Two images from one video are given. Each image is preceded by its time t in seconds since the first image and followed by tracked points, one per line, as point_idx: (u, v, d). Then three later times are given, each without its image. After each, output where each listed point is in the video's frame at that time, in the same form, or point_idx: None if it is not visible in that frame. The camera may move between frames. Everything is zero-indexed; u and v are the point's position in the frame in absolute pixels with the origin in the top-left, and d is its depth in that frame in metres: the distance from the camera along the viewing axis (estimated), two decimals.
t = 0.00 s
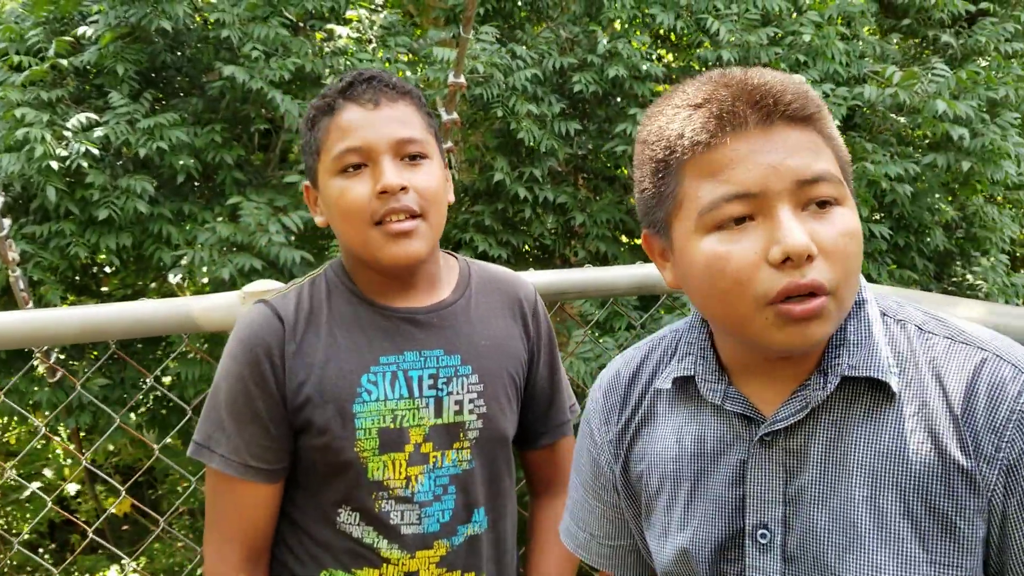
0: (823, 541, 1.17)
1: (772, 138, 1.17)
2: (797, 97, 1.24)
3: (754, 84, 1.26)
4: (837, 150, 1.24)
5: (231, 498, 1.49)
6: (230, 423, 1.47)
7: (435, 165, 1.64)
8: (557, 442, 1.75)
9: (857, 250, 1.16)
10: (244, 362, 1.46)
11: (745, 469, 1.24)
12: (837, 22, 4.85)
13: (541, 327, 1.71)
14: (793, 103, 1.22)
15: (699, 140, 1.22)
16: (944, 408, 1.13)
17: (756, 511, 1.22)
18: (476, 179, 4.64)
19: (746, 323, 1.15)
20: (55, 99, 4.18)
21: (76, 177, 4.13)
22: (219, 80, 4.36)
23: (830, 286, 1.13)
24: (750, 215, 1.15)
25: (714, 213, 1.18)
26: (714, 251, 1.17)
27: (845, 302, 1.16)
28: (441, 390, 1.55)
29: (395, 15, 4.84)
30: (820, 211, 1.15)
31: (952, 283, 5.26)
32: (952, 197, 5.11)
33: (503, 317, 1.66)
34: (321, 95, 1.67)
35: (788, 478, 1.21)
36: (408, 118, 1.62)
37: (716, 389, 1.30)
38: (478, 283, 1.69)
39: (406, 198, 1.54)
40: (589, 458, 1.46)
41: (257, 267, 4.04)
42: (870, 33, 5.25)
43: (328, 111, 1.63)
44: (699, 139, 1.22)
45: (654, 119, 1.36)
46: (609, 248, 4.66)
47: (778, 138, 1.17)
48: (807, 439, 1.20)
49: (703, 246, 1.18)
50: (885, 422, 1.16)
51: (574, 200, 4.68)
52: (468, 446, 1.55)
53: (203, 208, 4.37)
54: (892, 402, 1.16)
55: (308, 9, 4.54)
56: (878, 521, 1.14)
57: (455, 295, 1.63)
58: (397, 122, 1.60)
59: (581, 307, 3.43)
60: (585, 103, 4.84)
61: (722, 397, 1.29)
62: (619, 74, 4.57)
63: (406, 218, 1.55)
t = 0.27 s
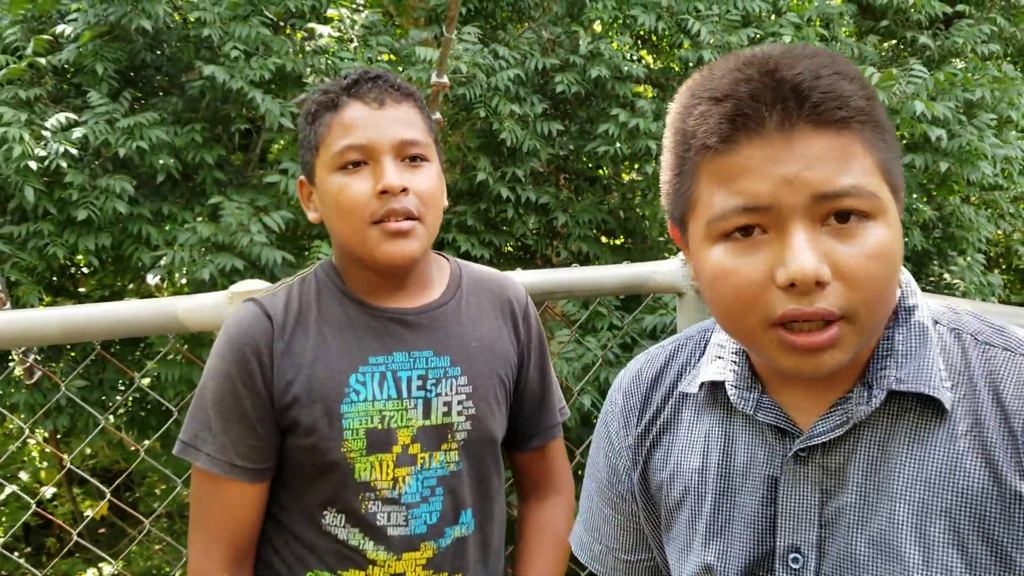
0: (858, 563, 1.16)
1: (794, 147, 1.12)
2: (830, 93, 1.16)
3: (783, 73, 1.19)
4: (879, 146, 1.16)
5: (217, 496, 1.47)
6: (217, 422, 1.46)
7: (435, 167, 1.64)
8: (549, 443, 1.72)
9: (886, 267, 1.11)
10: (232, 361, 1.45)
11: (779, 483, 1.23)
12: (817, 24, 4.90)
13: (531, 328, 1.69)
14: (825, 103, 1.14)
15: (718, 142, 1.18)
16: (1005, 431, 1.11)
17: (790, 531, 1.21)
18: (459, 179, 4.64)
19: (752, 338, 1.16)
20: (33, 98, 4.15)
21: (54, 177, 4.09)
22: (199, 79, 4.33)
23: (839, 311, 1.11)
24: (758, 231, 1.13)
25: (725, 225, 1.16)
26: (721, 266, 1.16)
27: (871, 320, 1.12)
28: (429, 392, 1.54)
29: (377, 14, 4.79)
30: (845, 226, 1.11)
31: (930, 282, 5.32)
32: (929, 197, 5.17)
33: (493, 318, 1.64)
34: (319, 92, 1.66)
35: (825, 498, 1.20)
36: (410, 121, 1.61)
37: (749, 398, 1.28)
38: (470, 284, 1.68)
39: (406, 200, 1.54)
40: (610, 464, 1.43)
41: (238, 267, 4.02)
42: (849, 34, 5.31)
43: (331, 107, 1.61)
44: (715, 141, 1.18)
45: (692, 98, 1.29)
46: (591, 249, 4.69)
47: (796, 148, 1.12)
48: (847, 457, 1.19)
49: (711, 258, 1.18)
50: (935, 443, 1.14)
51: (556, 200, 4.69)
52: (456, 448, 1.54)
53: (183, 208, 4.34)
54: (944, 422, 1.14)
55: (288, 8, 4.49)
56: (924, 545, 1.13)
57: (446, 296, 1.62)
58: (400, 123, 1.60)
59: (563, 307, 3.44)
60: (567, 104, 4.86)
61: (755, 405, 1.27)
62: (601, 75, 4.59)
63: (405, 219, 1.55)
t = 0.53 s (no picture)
0: None
1: (984, 132, 1.10)
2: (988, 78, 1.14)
3: (940, 53, 1.15)
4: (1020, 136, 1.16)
5: (209, 502, 1.46)
6: (210, 428, 1.45)
7: (440, 171, 1.62)
8: (546, 446, 1.71)
9: None
10: (225, 367, 1.44)
11: (874, 512, 1.24)
12: (813, 25, 4.93)
13: (528, 330, 1.68)
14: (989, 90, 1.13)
15: (896, 124, 1.12)
16: None
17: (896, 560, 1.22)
18: (456, 180, 4.65)
19: (945, 346, 1.08)
20: (30, 99, 4.15)
21: (52, 178, 4.10)
22: (196, 81, 4.34)
23: None
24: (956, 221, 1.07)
25: (907, 216, 1.09)
26: (906, 262, 1.08)
27: None
28: (425, 396, 1.53)
29: (374, 15, 4.77)
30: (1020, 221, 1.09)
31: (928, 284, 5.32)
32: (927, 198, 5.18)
33: (489, 321, 1.63)
34: (325, 92, 1.65)
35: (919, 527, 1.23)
36: (416, 120, 1.59)
37: (830, 426, 1.28)
38: (467, 286, 1.66)
39: (412, 200, 1.51)
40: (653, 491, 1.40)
41: (235, 268, 4.02)
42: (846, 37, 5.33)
43: (338, 103, 1.60)
44: (893, 118, 1.12)
45: (791, 82, 1.24)
46: (588, 250, 4.69)
47: (989, 133, 1.10)
48: (944, 483, 1.23)
49: (887, 254, 1.10)
50: None
51: (553, 202, 4.70)
52: (452, 452, 1.53)
53: (180, 209, 4.34)
54: None
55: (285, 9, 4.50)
56: None
57: (443, 299, 1.61)
58: (409, 123, 1.57)
59: (561, 308, 3.45)
60: (564, 105, 4.87)
61: (836, 432, 1.27)
62: (598, 76, 4.59)
63: (410, 219, 1.51)
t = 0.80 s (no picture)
0: None
1: None
2: None
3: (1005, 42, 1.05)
4: None
5: (191, 516, 1.43)
6: (188, 437, 1.42)
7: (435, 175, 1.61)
8: (529, 443, 1.71)
9: None
10: (202, 377, 1.41)
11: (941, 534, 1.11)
12: (799, 25, 4.95)
13: (509, 327, 1.67)
14: None
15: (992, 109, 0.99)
16: None
17: None
18: (444, 180, 4.65)
19: None
20: (15, 98, 4.12)
21: (37, 178, 4.07)
22: (182, 80, 4.31)
23: None
24: None
25: (1016, 201, 0.96)
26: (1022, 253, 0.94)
27: None
28: (407, 397, 1.52)
29: (361, 14, 4.76)
30: None
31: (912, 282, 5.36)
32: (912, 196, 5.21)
33: (470, 319, 1.63)
34: (311, 87, 1.61)
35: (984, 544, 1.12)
36: (417, 124, 1.59)
37: (894, 443, 1.12)
38: (447, 285, 1.65)
39: (417, 201, 1.49)
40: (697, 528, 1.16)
41: (221, 268, 4.00)
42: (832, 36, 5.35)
43: (340, 97, 1.56)
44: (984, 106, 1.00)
45: (852, 81, 1.08)
46: (577, 250, 4.69)
47: None
48: (1008, 494, 1.13)
49: (1000, 244, 0.95)
50: None
51: (541, 201, 4.69)
52: (437, 453, 1.53)
53: (165, 209, 4.32)
54: None
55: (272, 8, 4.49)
56: None
57: (422, 298, 1.60)
58: (411, 125, 1.56)
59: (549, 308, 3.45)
60: (552, 105, 4.87)
61: (898, 449, 1.12)
62: (585, 75, 4.59)
63: (412, 221, 1.49)
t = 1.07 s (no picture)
0: None
1: (925, 139, 1.14)
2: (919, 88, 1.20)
3: (875, 69, 1.19)
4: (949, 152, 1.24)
5: (143, 524, 1.42)
6: (137, 445, 1.41)
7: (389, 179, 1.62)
8: (485, 444, 1.71)
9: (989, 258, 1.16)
10: (152, 384, 1.40)
11: (825, 513, 1.27)
12: (754, 28, 5.02)
13: (463, 328, 1.68)
14: (924, 97, 1.18)
15: (841, 137, 1.15)
16: None
17: (852, 558, 1.24)
18: (404, 181, 4.65)
19: (893, 341, 1.11)
20: None
21: None
22: (136, 78, 4.24)
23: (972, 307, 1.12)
24: (905, 226, 1.11)
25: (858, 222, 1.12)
26: (857, 269, 1.11)
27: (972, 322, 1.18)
28: (362, 400, 1.52)
29: (319, 14, 4.71)
30: (963, 223, 1.14)
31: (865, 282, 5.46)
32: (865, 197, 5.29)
33: (423, 321, 1.63)
34: (262, 89, 1.60)
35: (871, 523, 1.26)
36: (370, 127, 1.60)
37: (782, 428, 1.30)
38: (399, 288, 1.65)
39: (376, 206, 1.51)
40: (618, 504, 1.36)
41: (177, 269, 3.94)
42: (787, 39, 5.43)
43: (293, 103, 1.55)
44: (834, 132, 1.16)
45: (739, 99, 1.26)
46: (537, 250, 4.70)
47: (928, 139, 1.14)
48: (892, 478, 1.27)
49: (839, 261, 1.12)
50: (983, 452, 1.26)
51: (502, 202, 4.70)
52: (393, 456, 1.52)
53: (120, 209, 4.24)
54: (986, 432, 1.27)
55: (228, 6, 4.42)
56: (975, 550, 1.24)
57: (375, 300, 1.59)
58: (365, 129, 1.57)
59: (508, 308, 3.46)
60: (512, 106, 4.87)
61: (791, 437, 1.29)
62: (544, 76, 4.60)
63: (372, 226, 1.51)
